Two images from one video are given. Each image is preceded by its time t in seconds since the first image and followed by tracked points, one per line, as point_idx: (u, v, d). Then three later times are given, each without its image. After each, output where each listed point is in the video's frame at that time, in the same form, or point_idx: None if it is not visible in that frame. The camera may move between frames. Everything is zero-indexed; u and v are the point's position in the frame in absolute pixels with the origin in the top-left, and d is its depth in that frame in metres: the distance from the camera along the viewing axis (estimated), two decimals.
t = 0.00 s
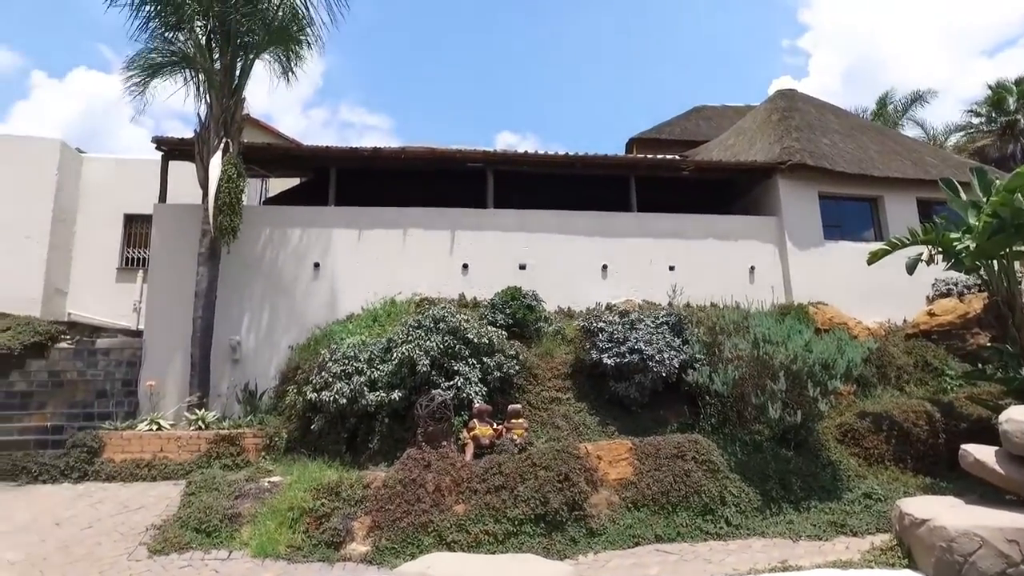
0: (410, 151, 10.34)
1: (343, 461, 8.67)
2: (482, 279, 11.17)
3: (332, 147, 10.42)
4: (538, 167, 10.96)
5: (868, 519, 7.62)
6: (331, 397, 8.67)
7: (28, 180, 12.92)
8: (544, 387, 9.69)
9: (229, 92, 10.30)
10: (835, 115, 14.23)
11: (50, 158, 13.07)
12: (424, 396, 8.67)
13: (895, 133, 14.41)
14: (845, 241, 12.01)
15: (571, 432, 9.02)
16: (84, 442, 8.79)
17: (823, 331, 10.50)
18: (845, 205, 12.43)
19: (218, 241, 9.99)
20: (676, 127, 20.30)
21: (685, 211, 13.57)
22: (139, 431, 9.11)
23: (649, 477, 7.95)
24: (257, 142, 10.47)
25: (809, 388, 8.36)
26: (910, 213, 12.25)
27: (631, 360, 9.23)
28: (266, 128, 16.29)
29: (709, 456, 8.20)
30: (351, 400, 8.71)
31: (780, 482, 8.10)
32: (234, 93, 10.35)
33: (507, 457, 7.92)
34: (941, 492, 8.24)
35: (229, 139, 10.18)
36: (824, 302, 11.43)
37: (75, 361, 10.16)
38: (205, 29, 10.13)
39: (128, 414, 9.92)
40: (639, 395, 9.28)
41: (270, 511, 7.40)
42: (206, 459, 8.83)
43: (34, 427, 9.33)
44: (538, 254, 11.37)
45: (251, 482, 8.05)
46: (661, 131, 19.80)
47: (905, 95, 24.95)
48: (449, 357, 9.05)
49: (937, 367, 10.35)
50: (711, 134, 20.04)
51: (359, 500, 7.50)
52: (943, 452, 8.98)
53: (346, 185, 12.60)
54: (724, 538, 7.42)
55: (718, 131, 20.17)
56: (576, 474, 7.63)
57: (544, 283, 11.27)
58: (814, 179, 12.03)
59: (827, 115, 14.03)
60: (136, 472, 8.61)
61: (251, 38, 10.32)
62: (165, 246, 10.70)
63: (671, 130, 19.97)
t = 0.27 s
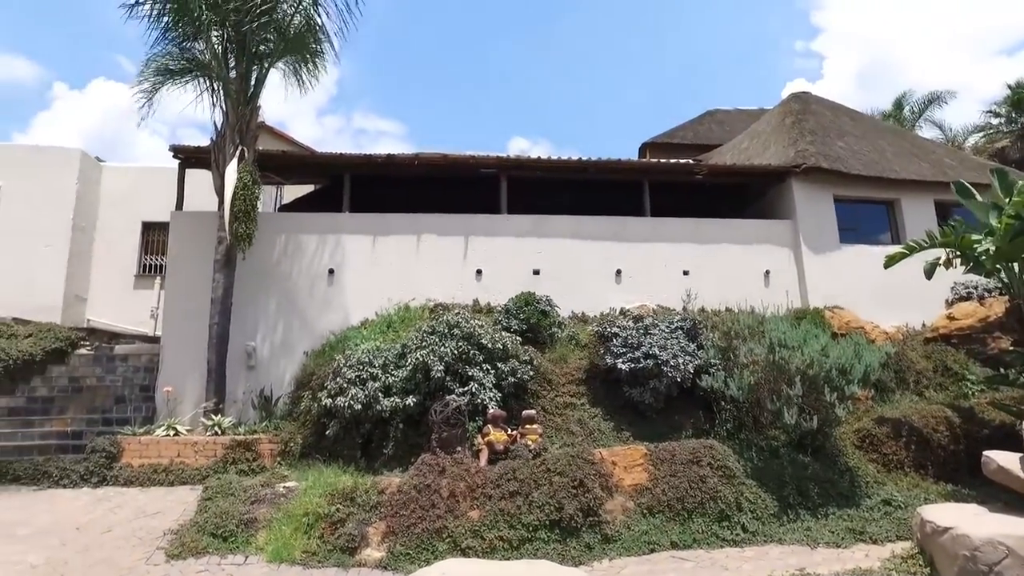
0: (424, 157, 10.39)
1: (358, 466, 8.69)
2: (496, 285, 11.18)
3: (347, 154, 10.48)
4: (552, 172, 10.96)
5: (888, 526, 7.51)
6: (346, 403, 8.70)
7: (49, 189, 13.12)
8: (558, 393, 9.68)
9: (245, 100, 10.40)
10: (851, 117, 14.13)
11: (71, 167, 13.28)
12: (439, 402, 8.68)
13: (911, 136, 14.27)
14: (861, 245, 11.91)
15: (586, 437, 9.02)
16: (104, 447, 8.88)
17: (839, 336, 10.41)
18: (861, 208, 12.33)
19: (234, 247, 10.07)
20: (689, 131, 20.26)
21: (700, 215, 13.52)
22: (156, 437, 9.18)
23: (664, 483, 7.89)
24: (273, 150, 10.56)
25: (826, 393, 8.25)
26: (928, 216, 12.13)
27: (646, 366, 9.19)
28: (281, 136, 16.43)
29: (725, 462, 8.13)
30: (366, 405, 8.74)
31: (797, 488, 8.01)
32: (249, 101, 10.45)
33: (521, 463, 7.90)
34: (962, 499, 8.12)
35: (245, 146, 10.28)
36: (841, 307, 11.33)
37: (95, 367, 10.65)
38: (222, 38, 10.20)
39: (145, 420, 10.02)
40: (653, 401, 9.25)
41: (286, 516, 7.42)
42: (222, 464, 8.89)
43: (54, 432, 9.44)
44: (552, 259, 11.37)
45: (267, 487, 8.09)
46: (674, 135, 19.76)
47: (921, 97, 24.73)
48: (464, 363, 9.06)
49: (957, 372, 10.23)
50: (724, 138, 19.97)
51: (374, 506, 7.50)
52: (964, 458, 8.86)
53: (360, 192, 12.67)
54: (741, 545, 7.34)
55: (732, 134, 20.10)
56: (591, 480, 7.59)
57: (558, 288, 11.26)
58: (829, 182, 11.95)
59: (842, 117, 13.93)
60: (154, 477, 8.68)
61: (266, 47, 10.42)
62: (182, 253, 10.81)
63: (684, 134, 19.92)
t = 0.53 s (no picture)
0: (437, 164, 10.44)
1: (373, 473, 8.72)
2: (509, 291, 11.19)
3: (361, 162, 10.55)
4: (564, 178, 10.97)
5: (908, 534, 7.41)
6: (360, 409, 8.72)
7: (67, 198, 13.31)
8: (572, 399, 9.67)
9: (259, 109, 10.51)
10: (865, 120, 14.02)
11: (89, 176, 13.46)
12: (453, 409, 8.68)
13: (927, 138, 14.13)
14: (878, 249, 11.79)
15: (600, 443, 9.01)
16: (121, 453, 8.96)
17: (856, 340, 10.31)
18: (877, 212, 12.23)
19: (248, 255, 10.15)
20: (702, 135, 20.21)
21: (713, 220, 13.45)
22: (172, 443, 9.26)
23: (679, 489, 7.83)
24: (287, 158, 10.65)
25: (842, 399, 8.15)
26: (945, 219, 12.00)
27: (660, 372, 9.15)
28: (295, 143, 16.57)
29: (740, 468, 8.07)
30: (380, 412, 8.77)
31: (813, 495, 7.92)
32: (263, 109, 10.56)
33: (535, 469, 7.89)
34: (984, 507, 7.99)
35: (259, 155, 10.39)
36: (857, 311, 11.24)
37: (112, 373, 10.76)
38: (236, 48, 10.31)
39: (162, 426, 10.14)
40: (668, 407, 9.22)
41: (301, 522, 7.44)
42: (237, 470, 8.94)
43: (73, 438, 9.55)
44: (565, 265, 11.36)
45: (282, 493, 8.13)
46: (686, 140, 19.72)
47: (938, 98, 24.50)
48: (477, 369, 9.06)
49: (977, 377, 10.16)
50: (737, 142, 19.89)
51: (388, 512, 7.48)
52: (986, 465, 8.74)
53: (374, 199, 12.75)
54: (757, 553, 7.27)
55: (745, 138, 20.02)
56: (605, 486, 7.54)
57: (571, 294, 11.25)
58: (843, 186, 11.87)
59: (856, 120, 13.83)
60: (170, 483, 8.74)
61: (280, 56, 10.52)
62: (198, 260, 10.92)
63: (697, 139, 19.87)
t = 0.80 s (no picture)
0: (448, 170, 10.48)
1: (385, 479, 8.73)
2: (521, 297, 11.19)
3: (372, 168, 10.61)
4: (575, 183, 10.97)
5: (925, 542, 7.31)
6: (372, 416, 8.74)
7: (84, 206, 13.47)
8: (584, 405, 9.65)
9: (271, 117, 10.60)
10: (878, 123, 13.93)
11: (105, 184, 13.62)
12: (465, 415, 8.68)
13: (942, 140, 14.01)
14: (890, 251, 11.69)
15: (612, 449, 8.99)
16: (135, 459, 9.01)
17: (869, 344, 10.22)
18: (890, 215, 12.13)
19: (261, 262, 10.22)
20: (713, 140, 20.16)
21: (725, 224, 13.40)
22: (186, 449, 9.32)
23: (692, 495, 7.78)
24: (298, 166, 10.72)
25: (856, 404, 8.05)
26: (960, 222, 11.88)
27: (672, 377, 9.12)
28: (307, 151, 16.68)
29: (754, 474, 8.01)
30: (391, 418, 8.79)
31: (828, 502, 7.84)
32: (275, 118, 10.65)
33: (547, 475, 7.87)
34: (1005, 514, 7.87)
35: (271, 162, 10.48)
36: (870, 315, 11.14)
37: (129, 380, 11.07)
38: (249, 57, 10.46)
39: (176, 432, 10.18)
40: (680, 413, 9.19)
41: (313, 528, 7.44)
42: (250, 476, 8.98)
43: (89, 444, 9.64)
44: (576, 270, 11.35)
45: (294, 499, 8.16)
46: (697, 144, 19.68)
47: (952, 99, 24.32)
48: (489, 375, 9.05)
49: (995, 382, 10.05)
50: (749, 145, 19.82)
51: (400, 519, 7.49)
52: (1005, 471, 8.62)
53: (385, 205, 12.80)
54: (771, 560, 7.20)
55: (756, 142, 19.95)
56: (617, 492, 7.50)
57: (582, 299, 11.23)
58: (856, 189, 11.80)
59: (869, 123, 13.75)
60: (184, 488, 8.79)
61: (292, 65, 10.61)
62: (211, 267, 11.00)
63: (708, 143, 19.83)
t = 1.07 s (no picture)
0: (460, 178, 10.52)
1: (397, 486, 8.73)
2: (532, 304, 11.19)
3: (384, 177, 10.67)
4: (586, 190, 10.99)
5: (945, 551, 7.20)
6: (384, 423, 8.75)
7: (100, 215, 13.64)
8: (596, 412, 9.63)
9: (284, 126, 10.69)
10: (891, 127, 13.84)
11: (121, 193, 13.79)
12: (477, 422, 8.68)
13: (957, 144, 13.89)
14: (906, 257, 11.58)
15: (624, 457, 8.97)
16: (150, 466, 9.06)
17: (885, 351, 10.12)
18: (904, 220, 12.03)
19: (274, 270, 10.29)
20: (724, 145, 20.12)
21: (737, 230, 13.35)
22: (200, 456, 9.38)
23: (705, 503, 7.72)
24: (311, 175, 10.81)
25: (872, 411, 7.95)
26: (976, 226, 11.76)
27: (684, 384, 9.09)
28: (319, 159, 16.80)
29: (768, 482, 7.94)
30: (404, 425, 8.80)
31: (844, 510, 7.75)
32: (288, 127, 10.74)
33: (559, 483, 7.85)
34: None
35: (284, 171, 10.58)
36: (885, 321, 11.04)
37: (143, 389, 11.17)
38: (262, 67, 10.56)
39: (189, 439, 10.25)
40: (693, 420, 9.15)
41: (326, 536, 7.43)
42: (263, 483, 9.01)
43: (104, 450, 9.72)
44: (587, 277, 11.34)
45: (307, 507, 8.18)
46: (708, 150, 19.66)
47: (966, 102, 24.11)
48: (501, 383, 9.04)
49: (1014, 389, 9.91)
50: (760, 151, 19.76)
51: (412, 526, 7.50)
52: None
53: (397, 213, 12.87)
54: (786, 569, 7.11)
55: (768, 147, 19.88)
56: (630, 500, 7.46)
57: (594, 306, 11.21)
58: (869, 194, 11.72)
59: (882, 127, 13.66)
60: (198, 495, 8.83)
61: (304, 75, 10.70)
62: (225, 275, 11.09)
63: (719, 149, 19.79)
